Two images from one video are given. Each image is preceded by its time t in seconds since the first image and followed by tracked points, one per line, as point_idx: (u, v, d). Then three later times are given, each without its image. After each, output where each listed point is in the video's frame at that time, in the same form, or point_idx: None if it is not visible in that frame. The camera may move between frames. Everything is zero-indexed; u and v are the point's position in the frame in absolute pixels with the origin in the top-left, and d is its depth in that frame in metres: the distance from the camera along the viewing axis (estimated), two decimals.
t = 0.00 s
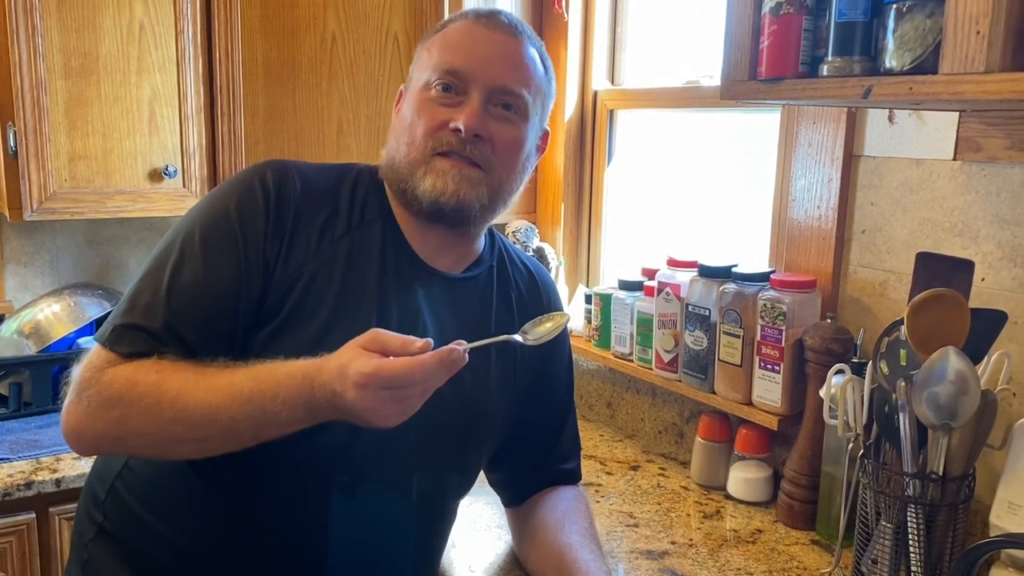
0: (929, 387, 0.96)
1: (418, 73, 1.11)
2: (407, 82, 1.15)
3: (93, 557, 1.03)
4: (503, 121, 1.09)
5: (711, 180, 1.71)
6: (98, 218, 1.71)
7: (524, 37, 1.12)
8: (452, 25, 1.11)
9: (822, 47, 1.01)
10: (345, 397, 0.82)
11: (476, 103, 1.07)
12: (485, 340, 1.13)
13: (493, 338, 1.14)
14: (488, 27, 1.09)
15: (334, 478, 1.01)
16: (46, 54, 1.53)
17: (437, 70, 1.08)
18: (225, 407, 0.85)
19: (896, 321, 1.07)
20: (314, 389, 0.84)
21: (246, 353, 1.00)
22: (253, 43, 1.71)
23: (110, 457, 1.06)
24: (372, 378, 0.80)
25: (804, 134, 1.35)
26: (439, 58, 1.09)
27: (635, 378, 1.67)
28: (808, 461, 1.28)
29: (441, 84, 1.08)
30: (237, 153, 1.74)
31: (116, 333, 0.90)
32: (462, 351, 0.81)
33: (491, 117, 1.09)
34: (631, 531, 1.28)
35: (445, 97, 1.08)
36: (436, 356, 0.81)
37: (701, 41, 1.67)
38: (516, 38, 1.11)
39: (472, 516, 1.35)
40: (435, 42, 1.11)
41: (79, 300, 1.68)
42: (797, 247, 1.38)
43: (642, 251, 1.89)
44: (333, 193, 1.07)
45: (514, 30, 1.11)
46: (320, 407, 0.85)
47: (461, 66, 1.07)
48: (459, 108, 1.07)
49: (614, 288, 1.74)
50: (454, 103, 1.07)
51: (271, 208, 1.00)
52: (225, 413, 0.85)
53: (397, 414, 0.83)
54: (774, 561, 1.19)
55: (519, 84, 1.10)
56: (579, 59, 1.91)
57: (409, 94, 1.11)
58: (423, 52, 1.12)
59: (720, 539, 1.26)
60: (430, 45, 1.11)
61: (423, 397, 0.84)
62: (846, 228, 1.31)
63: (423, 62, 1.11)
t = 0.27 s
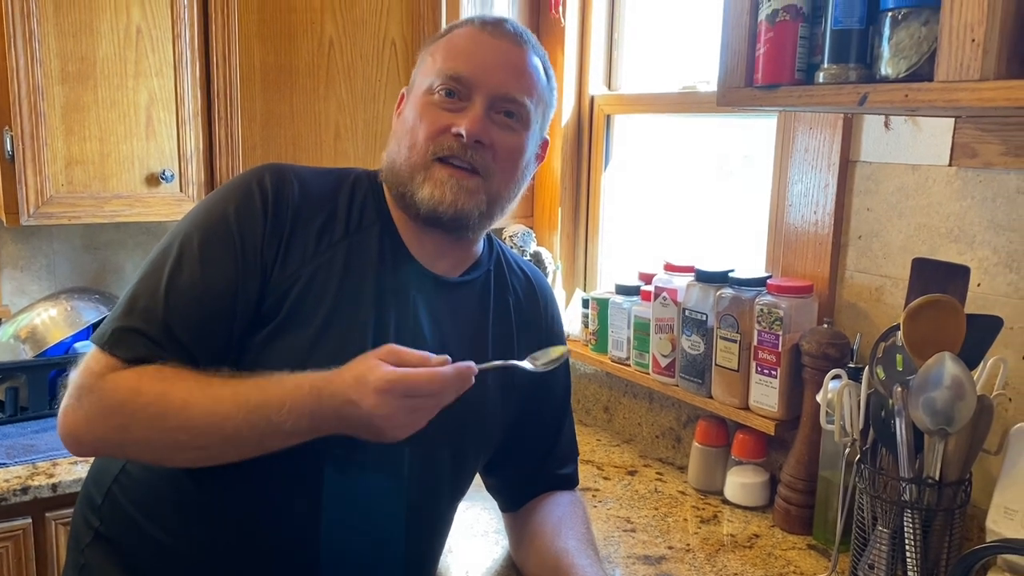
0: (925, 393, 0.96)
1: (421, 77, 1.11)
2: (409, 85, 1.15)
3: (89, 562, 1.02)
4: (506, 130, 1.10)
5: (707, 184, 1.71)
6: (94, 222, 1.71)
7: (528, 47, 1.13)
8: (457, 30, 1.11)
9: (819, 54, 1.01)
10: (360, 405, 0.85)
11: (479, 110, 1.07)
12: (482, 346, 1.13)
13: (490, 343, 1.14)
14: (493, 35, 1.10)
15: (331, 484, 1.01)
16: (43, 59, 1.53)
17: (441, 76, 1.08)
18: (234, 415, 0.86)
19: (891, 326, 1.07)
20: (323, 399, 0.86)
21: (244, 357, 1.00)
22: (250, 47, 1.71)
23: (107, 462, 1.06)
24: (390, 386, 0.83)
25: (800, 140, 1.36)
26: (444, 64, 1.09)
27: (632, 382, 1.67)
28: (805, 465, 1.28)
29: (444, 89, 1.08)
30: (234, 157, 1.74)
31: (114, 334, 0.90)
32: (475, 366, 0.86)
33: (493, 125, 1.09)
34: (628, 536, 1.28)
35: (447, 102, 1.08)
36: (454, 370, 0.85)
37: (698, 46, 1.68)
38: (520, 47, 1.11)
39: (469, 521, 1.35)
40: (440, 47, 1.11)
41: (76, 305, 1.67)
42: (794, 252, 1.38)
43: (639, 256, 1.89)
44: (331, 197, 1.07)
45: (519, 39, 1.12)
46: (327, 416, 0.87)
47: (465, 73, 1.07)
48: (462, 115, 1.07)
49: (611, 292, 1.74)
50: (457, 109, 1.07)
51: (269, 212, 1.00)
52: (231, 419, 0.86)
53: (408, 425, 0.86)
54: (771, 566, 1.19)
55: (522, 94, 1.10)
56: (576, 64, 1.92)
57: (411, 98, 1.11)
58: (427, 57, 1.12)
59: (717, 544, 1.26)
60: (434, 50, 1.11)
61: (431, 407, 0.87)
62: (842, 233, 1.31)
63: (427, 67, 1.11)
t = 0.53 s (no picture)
0: (923, 397, 0.96)
1: (450, 98, 1.01)
2: (425, 95, 1.05)
3: (85, 566, 1.02)
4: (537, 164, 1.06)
5: (705, 187, 1.71)
6: (91, 225, 1.71)
7: (557, 77, 1.06)
8: (489, 52, 1.02)
9: (816, 57, 1.00)
10: (376, 412, 0.88)
11: (515, 152, 1.01)
12: (477, 349, 1.13)
13: (485, 345, 1.14)
14: (529, 68, 1.01)
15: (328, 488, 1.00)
16: (40, 62, 1.53)
17: (476, 109, 0.99)
18: (241, 421, 0.88)
19: (890, 330, 1.07)
20: (335, 406, 0.89)
21: (242, 358, 1.01)
22: (247, 50, 1.71)
23: (103, 465, 1.06)
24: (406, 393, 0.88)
25: (798, 143, 1.36)
26: (480, 94, 1.00)
27: (630, 386, 1.67)
28: (803, 469, 1.28)
29: (478, 125, 1.00)
30: (231, 160, 1.74)
31: (113, 336, 0.90)
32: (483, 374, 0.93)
33: (525, 165, 1.04)
34: (626, 539, 1.28)
35: (481, 138, 1.00)
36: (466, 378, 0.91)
37: (695, 49, 1.68)
38: (553, 80, 1.04)
39: (466, 524, 1.35)
40: (471, 68, 1.01)
41: (73, 309, 1.68)
42: (792, 255, 1.38)
43: (637, 259, 1.89)
44: (329, 200, 1.06)
45: (551, 71, 1.04)
46: (337, 423, 0.90)
47: (505, 112, 1.00)
48: (497, 156, 1.00)
49: (608, 296, 1.74)
50: (491, 147, 1.00)
51: (267, 215, 1.00)
52: (235, 422, 0.88)
53: (420, 429, 0.92)
54: (769, 570, 1.19)
55: (554, 131, 1.05)
56: (573, 67, 1.92)
57: (435, 118, 1.02)
58: (453, 75, 1.02)
59: (715, 548, 1.26)
60: (462, 70, 1.01)
61: (441, 411, 0.93)
62: (840, 236, 1.31)
63: (455, 91, 1.01)
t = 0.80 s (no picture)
0: (920, 399, 0.96)
1: (463, 120, 0.99)
2: (437, 115, 1.02)
3: (81, 567, 1.02)
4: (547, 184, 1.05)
5: (703, 190, 1.71)
6: (89, 227, 1.71)
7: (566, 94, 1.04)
8: (504, 76, 0.99)
9: (813, 60, 1.00)
10: (369, 417, 0.89)
11: (529, 177, 1.00)
12: (475, 352, 1.13)
13: (482, 348, 1.14)
14: (543, 92, 1.00)
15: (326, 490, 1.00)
16: (38, 64, 1.53)
17: (493, 138, 0.98)
18: (238, 423, 0.89)
19: (887, 332, 1.08)
20: (329, 410, 0.90)
21: (239, 359, 1.01)
22: (246, 53, 1.71)
23: (100, 466, 1.06)
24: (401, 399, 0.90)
25: (795, 146, 1.36)
26: (496, 120, 0.98)
27: (628, 388, 1.67)
28: (800, 471, 1.28)
29: (494, 152, 0.98)
30: (229, 162, 1.74)
31: (109, 337, 0.90)
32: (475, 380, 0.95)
33: (536, 187, 1.03)
34: (624, 542, 1.28)
35: (496, 166, 0.99)
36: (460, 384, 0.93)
37: (693, 52, 1.68)
38: (564, 99, 1.03)
39: (464, 527, 1.35)
40: (486, 91, 0.98)
41: (71, 310, 1.70)
42: (789, 258, 1.39)
43: (635, 261, 1.89)
44: (326, 203, 1.06)
45: (562, 90, 1.03)
46: (331, 426, 0.90)
47: (522, 139, 0.98)
48: (513, 183, 0.99)
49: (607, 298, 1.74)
50: (506, 173, 0.99)
51: (264, 217, 1.00)
52: (232, 424, 0.88)
53: (412, 434, 0.93)
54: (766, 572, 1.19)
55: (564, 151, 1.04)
56: (571, 70, 1.92)
57: (449, 142, 1.00)
58: (469, 98, 0.99)
59: (713, 550, 1.26)
60: (478, 94, 0.98)
61: (433, 417, 0.94)
62: (837, 239, 1.32)
63: (471, 116, 0.99)
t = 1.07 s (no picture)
0: (919, 399, 0.96)
1: (458, 117, 0.99)
2: (434, 113, 1.02)
3: (80, 567, 1.02)
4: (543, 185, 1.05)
5: (703, 190, 1.71)
6: (88, 228, 1.71)
7: (564, 96, 1.04)
8: (501, 74, 0.99)
9: (811, 60, 1.01)
10: (365, 421, 0.89)
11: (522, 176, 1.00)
12: (473, 353, 1.13)
13: (481, 348, 1.14)
14: (539, 92, 1.00)
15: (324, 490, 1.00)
16: (38, 64, 1.53)
17: (487, 136, 0.98)
18: (236, 423, 0.88)
19: (885, 333, 1.08)
20: (325, 414, 0.89)
21: (236, 360, 1.01)
22: (245, 53, 1.71)
23: (98, 466, 1.06)
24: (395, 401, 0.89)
25: (794, 146, 1.36)
26: (491, 119, 0.98)
27: (626, 389, 1.67)
28: (799, 472, 1.28)
29: (488, 150, 0.98)
30: (228, 163, 1.75)
31: (106, 339, 0.90)
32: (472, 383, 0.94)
33: (530, 187, 1.03)
34: (622, 542, 1.28)
35: (490, 165, 0.99)
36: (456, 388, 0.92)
37: (692, 53, 1.68)
38: (560, 100, 1.03)
39: (463, 527, 1.35)
40: (482, 89, 0.98)
41: (70, 311, 1.69)
42: (788, 258, 1.39)
43: (634, 262, 1.89)
44: (324, 204, 1.06)
45: (559, 91, 1.03)
46: (327, 428, 0.90)
47: (516, 137, 0.98)
48: (506, 182, 0.99)
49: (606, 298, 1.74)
50: (499, 172, 0.99)
51: (261, 219, 1.00)
52: (231, 425, 0.88)
53: (409, 438, 0.92)
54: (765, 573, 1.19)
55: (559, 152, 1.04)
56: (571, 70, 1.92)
57: (444, 140, 1.00)
58: (465, 95, 0.99)
59: (712, 551, 1.26)
60: (474, 92, 0.99)
61: (430, 420, 0.93)
62: (836, 239, 1.32)
63: (466, 113, 0.99)
